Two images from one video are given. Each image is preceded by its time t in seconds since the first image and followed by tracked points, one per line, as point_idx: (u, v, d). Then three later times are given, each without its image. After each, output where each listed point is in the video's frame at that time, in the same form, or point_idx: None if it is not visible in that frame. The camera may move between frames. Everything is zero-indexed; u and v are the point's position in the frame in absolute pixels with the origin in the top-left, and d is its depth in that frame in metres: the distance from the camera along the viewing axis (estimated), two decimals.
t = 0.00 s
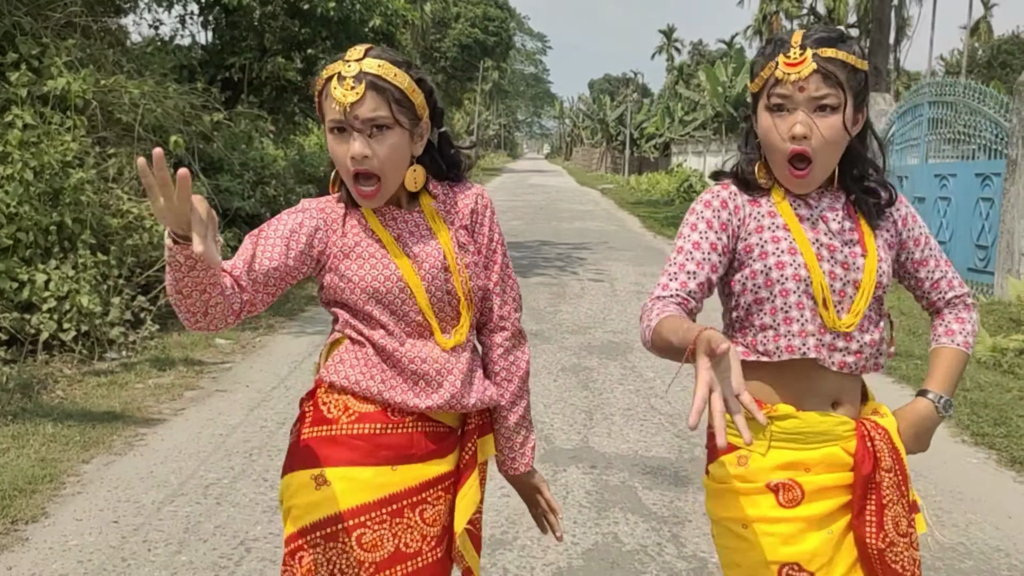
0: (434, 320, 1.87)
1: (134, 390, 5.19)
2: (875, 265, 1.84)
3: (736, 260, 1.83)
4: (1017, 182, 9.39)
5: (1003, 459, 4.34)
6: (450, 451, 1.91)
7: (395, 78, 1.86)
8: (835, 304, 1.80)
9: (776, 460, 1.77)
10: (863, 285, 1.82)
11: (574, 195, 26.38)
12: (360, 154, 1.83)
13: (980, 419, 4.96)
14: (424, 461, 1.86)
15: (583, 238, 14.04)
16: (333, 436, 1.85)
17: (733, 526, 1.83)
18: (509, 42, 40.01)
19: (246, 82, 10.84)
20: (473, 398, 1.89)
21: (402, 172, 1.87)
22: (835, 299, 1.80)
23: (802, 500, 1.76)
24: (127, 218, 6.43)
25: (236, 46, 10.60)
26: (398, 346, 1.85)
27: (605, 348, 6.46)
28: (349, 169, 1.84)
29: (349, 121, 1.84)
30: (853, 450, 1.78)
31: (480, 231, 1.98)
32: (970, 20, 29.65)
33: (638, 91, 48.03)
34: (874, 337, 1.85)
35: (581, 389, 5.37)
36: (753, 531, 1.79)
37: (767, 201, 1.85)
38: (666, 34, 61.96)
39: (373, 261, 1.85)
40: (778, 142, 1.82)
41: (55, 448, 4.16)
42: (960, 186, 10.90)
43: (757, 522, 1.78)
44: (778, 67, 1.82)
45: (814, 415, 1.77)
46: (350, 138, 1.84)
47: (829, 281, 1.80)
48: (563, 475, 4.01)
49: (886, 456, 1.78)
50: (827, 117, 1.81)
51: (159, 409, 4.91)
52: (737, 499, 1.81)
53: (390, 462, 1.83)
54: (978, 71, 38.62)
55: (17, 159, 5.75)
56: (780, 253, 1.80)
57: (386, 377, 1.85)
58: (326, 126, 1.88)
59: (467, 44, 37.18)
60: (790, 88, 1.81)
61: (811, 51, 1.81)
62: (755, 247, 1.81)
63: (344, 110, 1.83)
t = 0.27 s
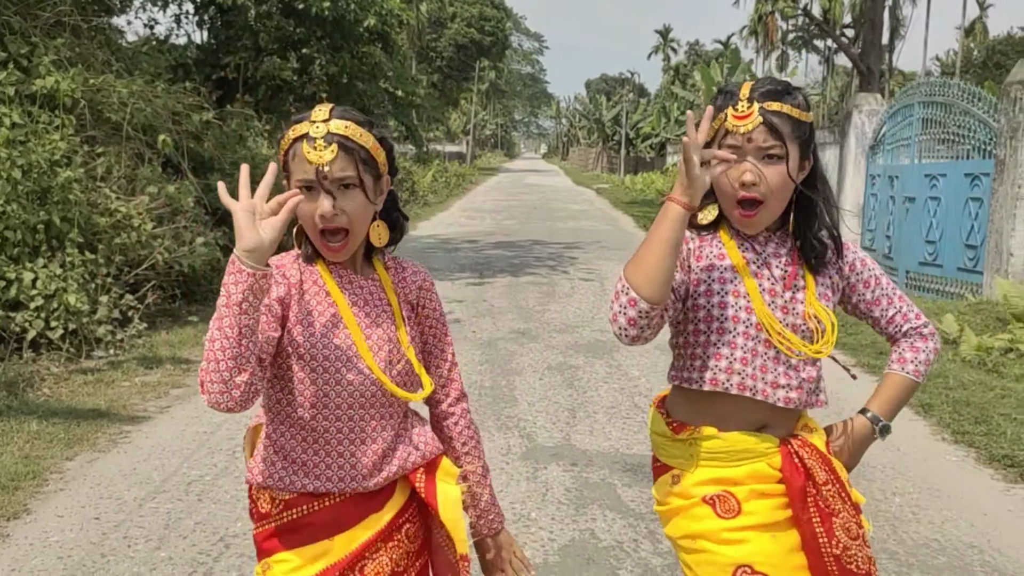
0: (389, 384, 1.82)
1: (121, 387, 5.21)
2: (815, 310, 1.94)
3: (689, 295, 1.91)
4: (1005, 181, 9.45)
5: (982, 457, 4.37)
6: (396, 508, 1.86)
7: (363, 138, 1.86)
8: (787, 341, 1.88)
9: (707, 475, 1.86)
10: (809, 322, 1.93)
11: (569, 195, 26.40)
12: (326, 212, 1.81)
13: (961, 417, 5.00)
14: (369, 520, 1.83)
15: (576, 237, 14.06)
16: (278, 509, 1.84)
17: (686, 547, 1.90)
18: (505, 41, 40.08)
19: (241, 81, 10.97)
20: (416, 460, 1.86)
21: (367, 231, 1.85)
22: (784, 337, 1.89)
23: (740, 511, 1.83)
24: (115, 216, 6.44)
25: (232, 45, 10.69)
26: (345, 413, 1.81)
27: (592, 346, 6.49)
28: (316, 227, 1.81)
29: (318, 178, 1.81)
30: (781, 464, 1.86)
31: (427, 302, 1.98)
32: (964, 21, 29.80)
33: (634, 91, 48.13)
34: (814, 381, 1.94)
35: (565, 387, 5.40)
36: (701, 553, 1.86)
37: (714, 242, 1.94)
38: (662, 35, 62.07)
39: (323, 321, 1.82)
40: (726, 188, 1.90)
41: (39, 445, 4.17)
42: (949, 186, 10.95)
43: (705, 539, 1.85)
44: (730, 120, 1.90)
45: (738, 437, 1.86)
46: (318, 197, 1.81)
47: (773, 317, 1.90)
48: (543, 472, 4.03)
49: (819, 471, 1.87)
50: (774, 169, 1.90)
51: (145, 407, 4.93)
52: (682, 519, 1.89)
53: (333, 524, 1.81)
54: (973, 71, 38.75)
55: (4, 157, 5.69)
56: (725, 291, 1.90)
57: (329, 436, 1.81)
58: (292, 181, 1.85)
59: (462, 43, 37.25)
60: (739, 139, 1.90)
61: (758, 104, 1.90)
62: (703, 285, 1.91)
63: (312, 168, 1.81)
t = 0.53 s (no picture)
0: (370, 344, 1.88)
1: (112, 385, 5.24)
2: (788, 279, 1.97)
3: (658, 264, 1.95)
4: (998, 181, 9.48)
5: (965, 455, 4.41)
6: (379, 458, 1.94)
7: (339, 119, 1.89)
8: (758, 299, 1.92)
9: (706, 416, 1.88)
10: (777, 287, 1.96)
11: (567, 196, 26.44)
12: (302, 190, 1.85)
13: (947, 415, 5.03)
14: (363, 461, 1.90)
15: (572, 237, 14.09)
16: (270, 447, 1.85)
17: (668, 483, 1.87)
18: (504, 41, 40.13)
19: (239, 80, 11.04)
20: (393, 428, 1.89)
21: (340, 205, 1.90)
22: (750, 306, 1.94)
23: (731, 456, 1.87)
24: (108, 215, 6.46)
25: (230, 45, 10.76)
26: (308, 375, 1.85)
27: (583, 345, 6.53)
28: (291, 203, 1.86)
29: (294, 157, 1.85)
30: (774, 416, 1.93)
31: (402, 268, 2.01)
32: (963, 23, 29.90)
33: (633, 92, 48.22)
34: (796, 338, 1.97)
35: (555, 385, 5.43)
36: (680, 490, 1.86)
37: (685, 214, 1.97)
38: (662, 36, 62.16)
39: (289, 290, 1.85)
40: (699, 169, 1.93)
41: (28, 442, 4.20)
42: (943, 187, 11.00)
43: (687, 478, 1.86)
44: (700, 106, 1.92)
45: (739, 379, 1.90)
46: (294, 176, 1.85)
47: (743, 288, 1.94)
48: (529, 469, 4.06)
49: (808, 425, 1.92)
50: (745, 151, 1.93)
51: (135, 404, 4.96)
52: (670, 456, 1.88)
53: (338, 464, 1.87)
54: (972, 74, 38.85)
55: None
56: (699, 261, 1.93)
57: (309, 396, 1.85)
58: (268, 160, 1.88)
59: (461, 43, 37.31)
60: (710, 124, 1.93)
61: (733, 91, 1.91)
62: (676, 254, 1.94)
63: (289, 148, 1.84)
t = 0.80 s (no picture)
0: (342, 333, 1.95)
1: (108, 383, 5.27)
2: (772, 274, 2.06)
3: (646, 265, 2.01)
4: (992, 181, 9.52)
5: (953, 453, 4.44)
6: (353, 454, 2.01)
7: (326, 114, 1.93)
8: (739, 306, 2.00)
9: (700, 415, 1.94)
10: (762, 283, 2.05)
11: (566, 196, 26.47)
12: (297, 185, 1.90)
13: (937, 413, 5.07)
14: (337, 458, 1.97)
15: (569, 237, 14.13)
16: (247, 443, 1.90)
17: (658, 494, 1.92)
18: (504, 42, 40.17)
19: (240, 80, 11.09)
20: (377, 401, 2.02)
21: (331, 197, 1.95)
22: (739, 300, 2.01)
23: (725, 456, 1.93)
24: (105, 214, 6.49)
25: (229, 45, 10.81)
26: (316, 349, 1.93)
27: (577, 344, 6.56)
28: (287, 198, 1.92)
29: (286, 154, 1.91)
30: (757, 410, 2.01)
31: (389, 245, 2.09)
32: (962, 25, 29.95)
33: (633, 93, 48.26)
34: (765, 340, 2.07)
35: (548, 383, 5.47)
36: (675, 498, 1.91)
37: (671, 217, 2.03)
38: (661, 37, 62.23)
39: (295, 265, 1.94)
40: (679, 176, 1.98)
41: (23, 439, 4.24)
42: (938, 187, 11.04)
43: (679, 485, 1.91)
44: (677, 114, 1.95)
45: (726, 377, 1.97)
46: (287, 172, 1.91)
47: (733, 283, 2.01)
48: (520, 465, 4.10)
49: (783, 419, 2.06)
50: (723, 157, 1.99)
51: (131, 402, 4.99)
52: (663, 466, 1.93)
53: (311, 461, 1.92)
54: (971, 75, 38.89)
55: None
56: (691, 260, 1.99)
57: (300, 375, 1.93)
58: (263, 159, 1.94)
59: (461, 43, 37.37)
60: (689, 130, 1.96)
61: (708, 102, 1.95)
62: (669, 255, 2.00)
63: (281, 145, 1.90)
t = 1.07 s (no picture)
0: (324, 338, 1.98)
1: (104, 387, 5.31)
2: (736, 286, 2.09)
3: (615, 271, 2.06)
4: (984, 182, 9.57)
5: (940, 452, 4.48)
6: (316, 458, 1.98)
7: (312, 126, 2.00)
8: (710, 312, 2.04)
9: (650, 432, 1.98)
10: (724, 298, 2.08)
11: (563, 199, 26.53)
12: (277, 192, 1.95)
13: (926, 412, 5.11)
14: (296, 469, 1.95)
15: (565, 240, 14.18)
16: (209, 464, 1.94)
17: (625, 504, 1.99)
18: (500, 45, 40.27)
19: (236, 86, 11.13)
20: (342, 420, 1.97)
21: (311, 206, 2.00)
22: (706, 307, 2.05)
23: (678, 466, 1.95)
24: (101, 220, 6.52)
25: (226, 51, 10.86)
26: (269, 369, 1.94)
27: (570, 346, 6.61)
28: (266, 205, 1.95)
29: (269, 162, 1.95)
30: (720, 418, 1.99)
31: (355, 268, 2.12)
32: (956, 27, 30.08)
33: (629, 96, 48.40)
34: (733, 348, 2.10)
35: (540, 385, 5.51)
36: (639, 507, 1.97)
37: (641, 227, 2.08)
38: (657, 40, 62.39)
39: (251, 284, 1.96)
40: (666, 188, 2.02)
41: (18, 442, 4.27)
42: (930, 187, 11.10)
43: (642, 495, 1.96)
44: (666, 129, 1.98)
45: (677, 392, 1.99)
46: (269, 181, 1.95)
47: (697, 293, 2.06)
48: (511, 466, 4.13)
49: (756, 423, 2.02)
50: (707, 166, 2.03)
51: (125, 405, 5.03)
52: (626, 480, 1.99)
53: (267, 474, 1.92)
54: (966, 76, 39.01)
55: None
56: (648, 271, 2.04)
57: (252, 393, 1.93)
58: (240, 164, 1.97)
59: (457, 47, 37.49)
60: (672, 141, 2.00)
61: (696, 122, 1.99)
62: (628, 264, 2.06)
63: (266, 153, 1.94)
